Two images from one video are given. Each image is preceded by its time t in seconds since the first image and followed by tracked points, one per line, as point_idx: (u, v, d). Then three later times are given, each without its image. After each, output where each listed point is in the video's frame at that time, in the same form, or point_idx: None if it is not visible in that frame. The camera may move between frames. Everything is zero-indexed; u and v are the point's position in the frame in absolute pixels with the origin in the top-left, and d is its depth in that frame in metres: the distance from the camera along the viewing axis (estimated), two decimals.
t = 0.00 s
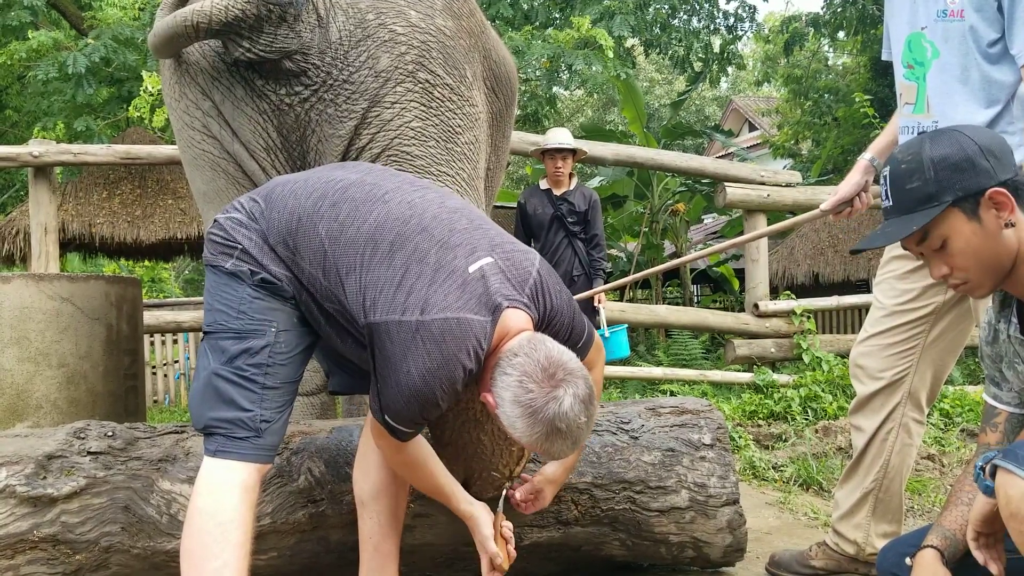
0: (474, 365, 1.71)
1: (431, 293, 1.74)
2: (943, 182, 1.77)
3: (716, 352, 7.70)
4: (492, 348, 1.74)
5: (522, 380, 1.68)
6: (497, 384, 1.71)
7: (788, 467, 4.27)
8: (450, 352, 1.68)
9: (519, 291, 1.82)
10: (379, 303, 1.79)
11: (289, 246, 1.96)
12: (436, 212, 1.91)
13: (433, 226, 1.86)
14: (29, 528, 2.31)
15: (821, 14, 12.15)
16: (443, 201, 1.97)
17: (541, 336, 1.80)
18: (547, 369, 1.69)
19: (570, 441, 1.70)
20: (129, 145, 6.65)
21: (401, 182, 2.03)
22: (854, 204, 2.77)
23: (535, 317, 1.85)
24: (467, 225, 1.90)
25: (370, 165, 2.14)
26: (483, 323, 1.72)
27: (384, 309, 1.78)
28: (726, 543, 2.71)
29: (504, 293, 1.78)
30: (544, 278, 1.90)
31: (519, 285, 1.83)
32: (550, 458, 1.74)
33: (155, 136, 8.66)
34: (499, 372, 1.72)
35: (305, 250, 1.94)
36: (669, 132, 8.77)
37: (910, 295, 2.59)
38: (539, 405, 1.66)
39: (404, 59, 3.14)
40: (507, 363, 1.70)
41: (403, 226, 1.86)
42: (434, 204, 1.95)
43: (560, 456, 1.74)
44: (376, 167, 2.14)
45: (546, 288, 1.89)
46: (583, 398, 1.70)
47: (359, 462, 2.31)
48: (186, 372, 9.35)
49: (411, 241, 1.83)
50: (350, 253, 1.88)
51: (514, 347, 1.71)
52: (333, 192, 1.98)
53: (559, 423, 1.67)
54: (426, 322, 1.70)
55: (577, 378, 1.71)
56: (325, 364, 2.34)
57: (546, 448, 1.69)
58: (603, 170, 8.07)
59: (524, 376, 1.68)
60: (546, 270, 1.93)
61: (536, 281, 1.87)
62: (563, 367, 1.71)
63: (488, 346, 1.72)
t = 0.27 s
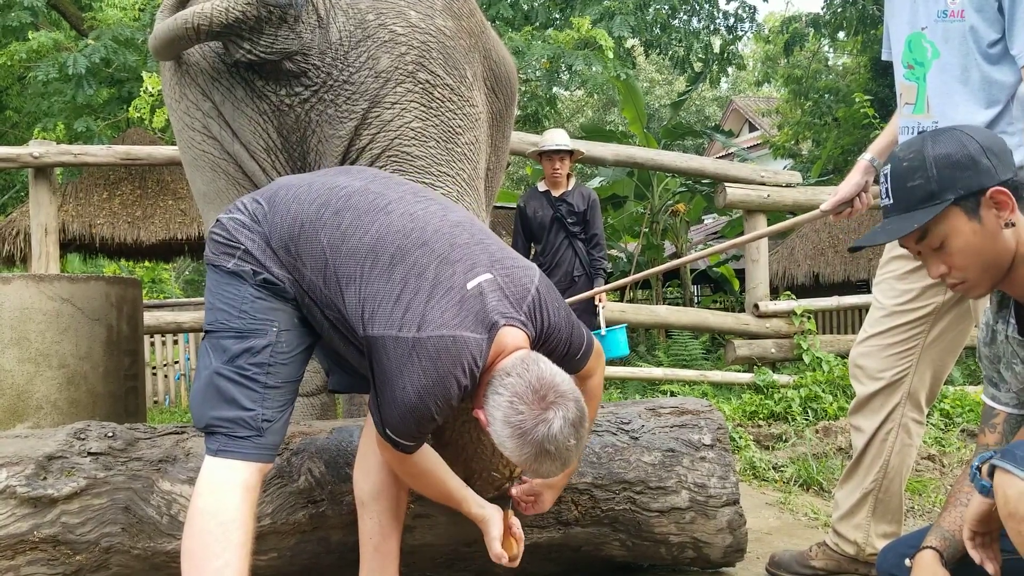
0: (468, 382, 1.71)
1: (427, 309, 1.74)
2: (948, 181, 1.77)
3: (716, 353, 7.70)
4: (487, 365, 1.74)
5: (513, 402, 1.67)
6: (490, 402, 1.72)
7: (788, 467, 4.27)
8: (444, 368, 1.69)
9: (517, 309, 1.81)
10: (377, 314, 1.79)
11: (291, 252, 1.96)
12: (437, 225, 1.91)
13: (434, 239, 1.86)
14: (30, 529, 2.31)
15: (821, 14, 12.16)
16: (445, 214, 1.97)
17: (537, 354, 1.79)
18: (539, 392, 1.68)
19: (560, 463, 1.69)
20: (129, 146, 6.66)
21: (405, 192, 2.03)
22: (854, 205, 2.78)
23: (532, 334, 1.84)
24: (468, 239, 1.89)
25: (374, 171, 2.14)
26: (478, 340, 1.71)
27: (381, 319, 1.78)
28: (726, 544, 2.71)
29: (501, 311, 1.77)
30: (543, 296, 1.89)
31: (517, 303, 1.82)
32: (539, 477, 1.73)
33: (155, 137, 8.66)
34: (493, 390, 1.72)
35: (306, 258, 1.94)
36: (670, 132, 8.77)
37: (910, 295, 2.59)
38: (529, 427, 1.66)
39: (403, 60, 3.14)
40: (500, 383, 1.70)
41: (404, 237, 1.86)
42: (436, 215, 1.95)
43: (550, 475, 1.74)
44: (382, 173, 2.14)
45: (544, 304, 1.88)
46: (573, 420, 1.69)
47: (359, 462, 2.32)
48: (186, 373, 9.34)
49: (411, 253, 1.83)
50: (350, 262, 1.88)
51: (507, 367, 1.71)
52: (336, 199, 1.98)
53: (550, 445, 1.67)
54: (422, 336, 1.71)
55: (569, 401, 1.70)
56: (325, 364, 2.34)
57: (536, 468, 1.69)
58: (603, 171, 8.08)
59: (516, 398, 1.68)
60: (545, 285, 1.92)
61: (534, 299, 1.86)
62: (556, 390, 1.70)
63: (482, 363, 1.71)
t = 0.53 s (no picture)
0: (469, 387, 1.71)
1: (430, 313, 1.74)
2: (916, 184, 1.78)
3: (716, 353, 7.70)
4: (488, 370, 1.74)
5: (514, 408, 1.68)
6: (490, 406, 1.72)
7: (787, 467, 4.27)
8: (446, 372, 1.69)
9: (519, 315, 1.81)
10: (380, 316, 1.80)
11: (294, 252, 1.96)
12: (441, 228, 1.91)
13: (437, 242, 1.86)
14: (29, 528, 2.31)
15: (820, 14, 12.17)
16: (448, 217, 1.97)
17: (538, 359, 1.80)
18: (540, 398, 1.68)
19: (559, 468, 1.70)
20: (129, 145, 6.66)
21: (408, 195, 2.03)
22: (854, 205, 2.79)
23: (533, 339, 1.85)
24: (471, 243, 1.90)
25: (378, 172, 2.14)
26: (480, 345, 1.72)
27: (383, 322, 1.78)
28: (726, 543, 2.71)
29: (503, 316, 1.77)
30: (545, 301, 1.89)
31: (518, 308, 1.82)
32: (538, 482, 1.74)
33: (156, 137, 8.66)
34: (494, 395, 1.72)
35: (309, 259, 1.94)
36: (669, 132, 8.77)
37: (909, 295, 2.59)
38: (529, 433, 1.66)
39: (403, 60, 3.15)
40: (501, 389, 1.71)
41: (407, 239, 1.86)
42: (439, 218, 1.95)
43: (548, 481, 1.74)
44: (385, 174, 2.14)
45: (546, 309, 1.88)
46: (573, 427, 1.70)
47: (359, 462, 2.32)
48: (186, 372, 9.34)
49: (414, 255, 1.83)
50: (353, 264, 1.88)
51: (508, 372, 1.71)
52: (339, 200, 1.98)
53: (549, 451, 1.67)
54: (425, 339, 1.71)
55: (570, 408, 1.71)
56: (325, 362, 2.34)
57: (535, 473, 1.69)
58: (603, 171, 8.08)
59: (517, 404, 1.68)
60: (547, 291, 1.92)
61: (535, 305, 1.86)
62: (556, 396, 1.70)
63: (483, 368, 1.72)
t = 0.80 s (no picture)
0: (474, 385, 1.71)
1: (434, 312, 1.74)
2: (922, 172, 1.78)
3: (717, 353, 7.70)
4: (493, 368, 1.74)
5: (519, 406, 1.67)
6: (494, 405, 1.72)
7: (788, 467, 4.27)
8: (451, 371, 1.69)
9: (522, 314, 1.81)
10: (383, 314, 1.79)
11: (298, 250, 1.96)
12: (445, 227, 1.91)
13: (441, 242, 1.86)
14: (31, 526, 2.31)
15: (821, 15, 12.16)
16: (452, 216, 1.96)
17: (543, 358, 1.80)
18: (544, 397, 1.68)
19: (563, 467, 1.69)
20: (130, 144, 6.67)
21: (412, 194, 2.03)
22: (855, 205, 2.79)
23: (537, 339, 1.85)
24: (475, 242, 1.89)
25: (381, 171, 2.14)
26: (485, 343, 1.72)
27: (387, 320, 1.78)
28: (726, 543, 2.71)
29: (507, 315, 1.77)
30: (548, 301, 1.89)
31: (522, 308, 1.82)
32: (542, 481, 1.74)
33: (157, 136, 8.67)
34: (498, 394, 1.72)
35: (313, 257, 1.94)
36: (671, 133, 8.77)
37: (912, 295, 2.59)
38: (535, 431, 1.65)
39: (404, 59, 3.14)
40: (506, 387, 1.70)
41: (411, 238, 1.86)
42: (443, 218, 1.95)
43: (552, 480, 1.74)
44: (388, 173, 2.14)
45: (549, 309, 1.88)
46: (578, 426, 1.69)
47: (361, 459, 2.32)
48: (187, 371, 9.34)
49: (418, 254, 1.83)
50: (356, 262, 1.88)
51: (513, 371, 1.71)
52: (343, 199, 1.98)
53: (554, 450, 1.67)
54: (430, 338, 1.71)
55: (574, 407, 1.70)
56: (326, 361, 2.35)
57: (539, 472, 1.69)
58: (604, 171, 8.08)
59: (522, 402, 1.68)
60: (550, 291, 1.92)
61: (539, 304, 1.86)
62: (561, 395, 1.70)
63: (488, 366, 1.72)
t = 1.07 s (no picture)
0: (474, 385, 1.70)
1: (435, 312, 1.74)
2: (945, 152, 1.77)
3: (718, 353, 7.70)
4: (494, 369, 1.74)
5: (521, 406, 1.67)
6: (495, 405, 1.72)
7: (789, 467, 4.27)
8: (452, 371, 1.69)
9: (524, 314, 1.81)
10: (385, 314, 1.79)
11: (300, 250, 1.96)
12: (447, 227, 1.91)
13: (443, 241, 1.86)
14: (32, 525, 2.31)
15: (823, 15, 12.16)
16: (454, 216, 1.96)
17: (544, 358, 1.79)
18: (546, 396, 1.68)
19: (565, 468, 1.69)
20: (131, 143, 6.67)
21: (414, 193, 2.03)
22: (857, 205, 2.79)
23: (538, 338, 1.85)
24: (477, 242, 1.89)
25: (383, 171, 2.14)
26: (487, 343, 1.72)
27: (388, 321, 1.78)
28: (728, 543, 2.71)
29: (508, 315, 1.77)
30: (550, 301, 1.88)
31: (523, 308, 1.82)
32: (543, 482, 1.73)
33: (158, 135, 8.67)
34: (500, 393, 1.71)
35: (314, 257, 1.94)
36: (672, 133, 8.77)
37: (913, 296, 2.59)
38: (536, 432, 1.65)
39: (406, 59, 3.14)
40: (507, 387, 1.70)
41: (413, 238, 1.86)
42: (444, 217, 1.95)
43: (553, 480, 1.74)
44: (390, 173, 2.14)
45: (551, 309, 1.88)
46: (579, 426, 1.69)
47: (362, 459, 2.32)
48: (188, 371, 9.35)
49: (419, 254, 1.83)
50: (358, 263, 1.88)
51: (515, 371, 1.71)
52: (345, 199, 1.98)
53: (555, 450, 1.66)
54: (431, 338, 1.71)
55: (575, 407, 1.70)
56: (328, 360, 2.35)
57: (540, 472, 1.68)
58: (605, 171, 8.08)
59: (524, 402, 1.67)
60: (552, 291, 1.91)
61: (540, 304, 1.86)
62: (563, 395, 1.69)
63: (490, 366, 1.72)
